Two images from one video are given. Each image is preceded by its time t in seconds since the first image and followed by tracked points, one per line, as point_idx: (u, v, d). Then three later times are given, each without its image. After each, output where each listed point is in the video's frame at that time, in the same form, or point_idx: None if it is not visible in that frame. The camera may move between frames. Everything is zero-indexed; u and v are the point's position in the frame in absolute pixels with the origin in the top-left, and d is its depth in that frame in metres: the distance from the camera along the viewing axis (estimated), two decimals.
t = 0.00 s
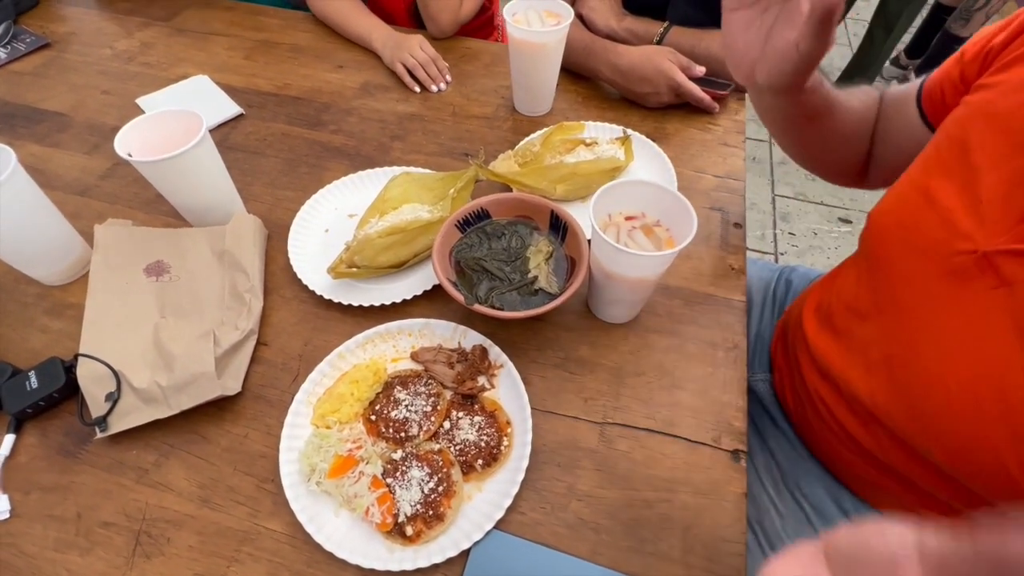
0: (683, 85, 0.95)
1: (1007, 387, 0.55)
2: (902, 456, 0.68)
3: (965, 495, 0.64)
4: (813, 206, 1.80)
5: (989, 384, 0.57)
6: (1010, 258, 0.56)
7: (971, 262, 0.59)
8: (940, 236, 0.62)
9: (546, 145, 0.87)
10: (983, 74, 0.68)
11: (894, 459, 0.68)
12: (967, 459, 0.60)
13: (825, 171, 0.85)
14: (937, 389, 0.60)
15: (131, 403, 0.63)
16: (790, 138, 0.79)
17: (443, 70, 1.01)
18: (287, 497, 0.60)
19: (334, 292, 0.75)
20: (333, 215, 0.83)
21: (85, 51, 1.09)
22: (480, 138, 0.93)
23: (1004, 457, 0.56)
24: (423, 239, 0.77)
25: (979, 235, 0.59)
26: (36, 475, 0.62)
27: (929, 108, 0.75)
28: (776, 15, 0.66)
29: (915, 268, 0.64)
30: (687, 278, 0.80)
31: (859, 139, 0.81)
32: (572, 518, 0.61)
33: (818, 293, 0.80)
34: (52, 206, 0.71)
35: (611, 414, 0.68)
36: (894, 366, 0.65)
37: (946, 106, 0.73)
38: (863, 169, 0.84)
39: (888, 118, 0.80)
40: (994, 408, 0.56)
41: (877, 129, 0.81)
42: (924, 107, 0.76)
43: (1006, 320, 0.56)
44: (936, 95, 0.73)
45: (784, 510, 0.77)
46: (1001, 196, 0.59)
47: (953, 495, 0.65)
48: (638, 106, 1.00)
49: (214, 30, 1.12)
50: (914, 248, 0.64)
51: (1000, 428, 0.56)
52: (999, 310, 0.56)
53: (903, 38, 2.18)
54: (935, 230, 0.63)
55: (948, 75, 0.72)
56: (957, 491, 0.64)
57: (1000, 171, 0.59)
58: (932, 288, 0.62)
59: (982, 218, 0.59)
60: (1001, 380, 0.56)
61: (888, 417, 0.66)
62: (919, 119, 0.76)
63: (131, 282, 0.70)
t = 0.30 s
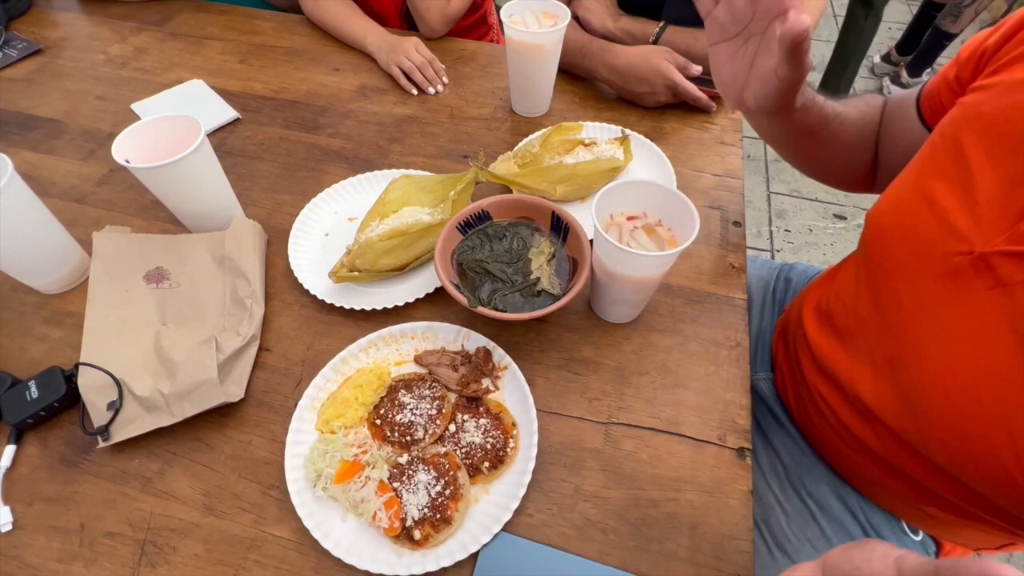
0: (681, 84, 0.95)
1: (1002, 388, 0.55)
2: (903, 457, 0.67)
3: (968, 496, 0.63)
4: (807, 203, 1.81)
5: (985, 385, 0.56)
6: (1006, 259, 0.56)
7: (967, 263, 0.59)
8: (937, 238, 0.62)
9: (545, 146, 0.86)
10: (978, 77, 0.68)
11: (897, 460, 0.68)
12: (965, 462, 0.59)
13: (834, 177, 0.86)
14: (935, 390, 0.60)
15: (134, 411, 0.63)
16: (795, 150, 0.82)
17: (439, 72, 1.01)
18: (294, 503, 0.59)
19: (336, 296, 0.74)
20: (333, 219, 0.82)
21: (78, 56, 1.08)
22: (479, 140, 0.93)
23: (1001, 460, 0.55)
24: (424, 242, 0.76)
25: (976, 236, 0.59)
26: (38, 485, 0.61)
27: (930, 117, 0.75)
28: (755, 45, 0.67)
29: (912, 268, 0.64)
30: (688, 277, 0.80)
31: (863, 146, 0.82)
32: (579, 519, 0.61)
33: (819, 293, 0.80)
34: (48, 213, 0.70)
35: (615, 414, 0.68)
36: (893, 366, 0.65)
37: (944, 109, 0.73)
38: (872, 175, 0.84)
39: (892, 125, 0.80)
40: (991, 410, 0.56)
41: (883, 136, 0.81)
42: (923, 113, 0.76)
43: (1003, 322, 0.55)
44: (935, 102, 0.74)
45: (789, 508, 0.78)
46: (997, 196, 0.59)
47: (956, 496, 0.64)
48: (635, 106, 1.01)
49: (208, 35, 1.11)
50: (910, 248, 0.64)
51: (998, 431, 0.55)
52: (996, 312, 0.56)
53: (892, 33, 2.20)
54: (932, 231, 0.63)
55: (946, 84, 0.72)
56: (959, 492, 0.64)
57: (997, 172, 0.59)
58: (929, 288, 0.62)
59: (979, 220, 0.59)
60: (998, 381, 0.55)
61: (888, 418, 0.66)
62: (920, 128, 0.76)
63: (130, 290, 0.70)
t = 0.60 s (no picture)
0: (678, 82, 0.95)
1: (1006, 384, 0.55)
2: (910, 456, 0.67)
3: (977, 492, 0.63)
4: (802, 199, 1.82)
5: (988, 383, 0.56)
6: (1006, 256, 0.55)
7: (967, 261, 0.58)
8: (934, 236, 0.62)
9: (544, 146, 0.86)
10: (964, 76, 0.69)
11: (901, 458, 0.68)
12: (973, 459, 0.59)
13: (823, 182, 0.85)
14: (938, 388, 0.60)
15: (134, 418, 0.62)
16: (789, 167, 0.82)
17: (436, 73, 1.01)
18: (298, 508, 0.58)
19: (336, 299, 0.74)
20: (331, 221, 0.82)
21: (69, 60, 1.07)
22: (476, 140, 0.93)
23: (1007, 457, 0.55)
24: (424, 244, 0.76)
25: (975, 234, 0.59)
26: (38, 495, 0.60)
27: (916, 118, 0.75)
28: (747, 75, 0.74)
29: (911, 267, 0.64)
30: (690, 275, 0.80)
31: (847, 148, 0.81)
32: (585, 520, 0.60)
33: (818, 292, 0.80)
34: (42, 218, 0.69)
35: (620, 413, 0.68)
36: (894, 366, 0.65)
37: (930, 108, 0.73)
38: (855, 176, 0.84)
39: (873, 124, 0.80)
40: (995, 407, 0.55)
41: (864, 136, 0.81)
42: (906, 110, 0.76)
43: (1004, 319, 0.55)
44: (920, 102, 0.74)
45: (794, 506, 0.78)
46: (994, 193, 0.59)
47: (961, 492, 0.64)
48: (633, 105, 1.01)
49: (201, 37, 1.10)
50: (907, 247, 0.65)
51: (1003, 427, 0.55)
52: (997, 310, 0.56)
53: (883, 30, 2.22)
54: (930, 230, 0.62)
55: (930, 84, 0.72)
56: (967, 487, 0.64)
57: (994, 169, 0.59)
58: (929, 287, 0.62)
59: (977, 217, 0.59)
60: (1000, 378, 0.55)
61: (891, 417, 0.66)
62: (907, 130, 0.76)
63: (128, 295, 0.69)
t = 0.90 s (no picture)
0: (675, 78, 0.94)
1: (1018, 372, 0.54)
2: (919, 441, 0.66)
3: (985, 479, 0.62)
4: (798, 195, 1.82)
5: (999, 371, 0.55)
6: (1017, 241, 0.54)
7: (977, 246, 0.57)
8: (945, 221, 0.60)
9: (541, 143, 0.86)
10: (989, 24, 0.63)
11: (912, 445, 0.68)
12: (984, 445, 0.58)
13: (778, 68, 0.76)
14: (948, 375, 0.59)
15: (127, 424, 0.60)
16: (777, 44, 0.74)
17: (431, 71, 1.00)
18: (296, 514, 0.57)
19: (333, 301, 0.73)
20: (327, 222, 0.81)
21: (58, 61, 1.05)
22: (473, 138, 0.92)
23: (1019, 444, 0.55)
24: (422, 243, 0.75)
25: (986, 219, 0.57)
26: (30, 504, 0.59)
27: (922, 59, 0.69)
28: None
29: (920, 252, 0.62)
30: (690, 271, 0.79)
31: (832, 41, 0.72)
32: (590, 521, 0.59)
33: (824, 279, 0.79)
34: (31, 222, 0.68)
35: (622, 411, 0.67)
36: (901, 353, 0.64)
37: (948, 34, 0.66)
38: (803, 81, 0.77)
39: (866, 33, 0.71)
40: (1006, 395, 0.55)
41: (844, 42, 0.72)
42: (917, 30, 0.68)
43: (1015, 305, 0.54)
44: (939, 29, 0.66)
45: (797, 502, 0.78)
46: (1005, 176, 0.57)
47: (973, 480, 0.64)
48: (630, 102, 1.00)
49: (192, 37, 1.09)
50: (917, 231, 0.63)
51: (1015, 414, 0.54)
52: (1009, 295, 0.55)
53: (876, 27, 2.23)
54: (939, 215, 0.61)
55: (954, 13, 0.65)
56: (974, 475, 0.63)
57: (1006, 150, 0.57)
58: (938, 273, 0.60)
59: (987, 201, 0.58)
60: (1011, 366, 0.54)
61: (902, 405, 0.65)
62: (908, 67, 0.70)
63: (121, 299, 0.68)
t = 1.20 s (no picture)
0: (671, 74, 0.93)
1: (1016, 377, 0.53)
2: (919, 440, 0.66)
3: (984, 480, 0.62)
4: (793, 193, 1.82)
5: (999, 374, 0.54)
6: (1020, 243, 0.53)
7: (980, 246, 0.56)
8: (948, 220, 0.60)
9: (537, 141, 0.85)
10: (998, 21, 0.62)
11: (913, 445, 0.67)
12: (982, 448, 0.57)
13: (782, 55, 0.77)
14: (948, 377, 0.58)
15: (117, 431, 0.59)
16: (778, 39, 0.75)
17: (425, 69, 0.98)
18: (291, 520, 0.56)
19: (327, 302, 0.72)
20: (321, 222, 0.80)
21: (46, 61, 1.04)
22: (468, 136, 0.91)
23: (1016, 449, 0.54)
24: (417, 243, 0.74)
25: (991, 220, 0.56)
26: (17, 513, 0.57)
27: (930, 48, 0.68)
28: None
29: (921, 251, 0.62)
30: (689, 269, 0.78)
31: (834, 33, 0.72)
32: (590, 523, 0.58)
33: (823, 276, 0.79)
34: (18, 225, 0.66)
35: (621, 412, 0.66)
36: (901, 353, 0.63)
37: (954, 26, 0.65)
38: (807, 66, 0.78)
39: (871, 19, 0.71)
40: (1005, 398, 0.54)
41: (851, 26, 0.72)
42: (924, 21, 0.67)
43: (1015, 307, 0.53)
44: (948, 17, 0.65)
45: (796, 499, 0.78)
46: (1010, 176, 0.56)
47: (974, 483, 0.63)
48: (626, 99, 0.99)
49: (182, 36, 1.07)
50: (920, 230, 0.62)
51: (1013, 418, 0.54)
52: (1010, 297, 0.54)
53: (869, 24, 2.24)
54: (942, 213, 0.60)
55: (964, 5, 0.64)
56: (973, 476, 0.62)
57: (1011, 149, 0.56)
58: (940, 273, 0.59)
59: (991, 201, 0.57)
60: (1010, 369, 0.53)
61: (902, 405, 0.65)
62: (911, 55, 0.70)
63: (110, 302, 0.66)
